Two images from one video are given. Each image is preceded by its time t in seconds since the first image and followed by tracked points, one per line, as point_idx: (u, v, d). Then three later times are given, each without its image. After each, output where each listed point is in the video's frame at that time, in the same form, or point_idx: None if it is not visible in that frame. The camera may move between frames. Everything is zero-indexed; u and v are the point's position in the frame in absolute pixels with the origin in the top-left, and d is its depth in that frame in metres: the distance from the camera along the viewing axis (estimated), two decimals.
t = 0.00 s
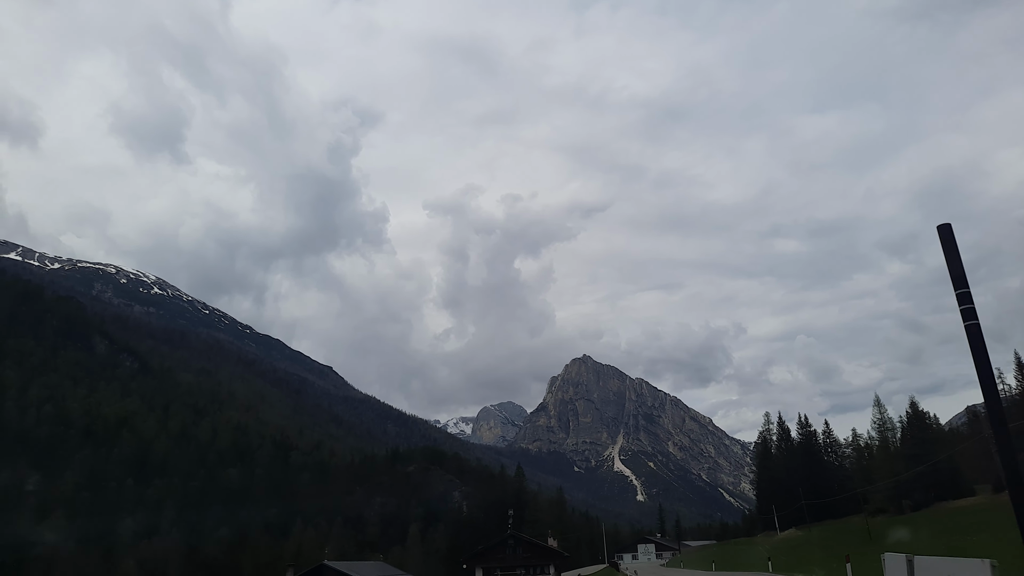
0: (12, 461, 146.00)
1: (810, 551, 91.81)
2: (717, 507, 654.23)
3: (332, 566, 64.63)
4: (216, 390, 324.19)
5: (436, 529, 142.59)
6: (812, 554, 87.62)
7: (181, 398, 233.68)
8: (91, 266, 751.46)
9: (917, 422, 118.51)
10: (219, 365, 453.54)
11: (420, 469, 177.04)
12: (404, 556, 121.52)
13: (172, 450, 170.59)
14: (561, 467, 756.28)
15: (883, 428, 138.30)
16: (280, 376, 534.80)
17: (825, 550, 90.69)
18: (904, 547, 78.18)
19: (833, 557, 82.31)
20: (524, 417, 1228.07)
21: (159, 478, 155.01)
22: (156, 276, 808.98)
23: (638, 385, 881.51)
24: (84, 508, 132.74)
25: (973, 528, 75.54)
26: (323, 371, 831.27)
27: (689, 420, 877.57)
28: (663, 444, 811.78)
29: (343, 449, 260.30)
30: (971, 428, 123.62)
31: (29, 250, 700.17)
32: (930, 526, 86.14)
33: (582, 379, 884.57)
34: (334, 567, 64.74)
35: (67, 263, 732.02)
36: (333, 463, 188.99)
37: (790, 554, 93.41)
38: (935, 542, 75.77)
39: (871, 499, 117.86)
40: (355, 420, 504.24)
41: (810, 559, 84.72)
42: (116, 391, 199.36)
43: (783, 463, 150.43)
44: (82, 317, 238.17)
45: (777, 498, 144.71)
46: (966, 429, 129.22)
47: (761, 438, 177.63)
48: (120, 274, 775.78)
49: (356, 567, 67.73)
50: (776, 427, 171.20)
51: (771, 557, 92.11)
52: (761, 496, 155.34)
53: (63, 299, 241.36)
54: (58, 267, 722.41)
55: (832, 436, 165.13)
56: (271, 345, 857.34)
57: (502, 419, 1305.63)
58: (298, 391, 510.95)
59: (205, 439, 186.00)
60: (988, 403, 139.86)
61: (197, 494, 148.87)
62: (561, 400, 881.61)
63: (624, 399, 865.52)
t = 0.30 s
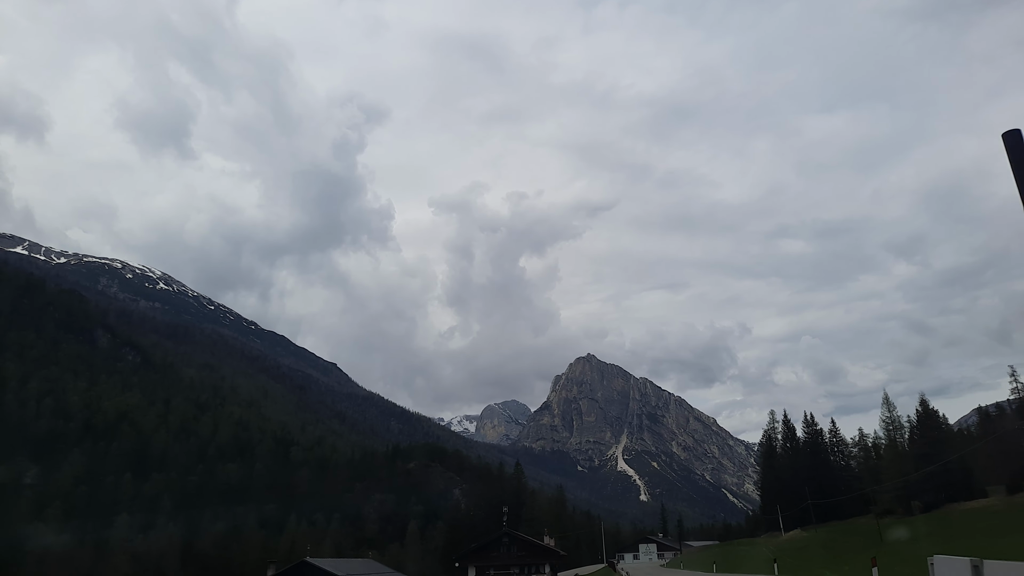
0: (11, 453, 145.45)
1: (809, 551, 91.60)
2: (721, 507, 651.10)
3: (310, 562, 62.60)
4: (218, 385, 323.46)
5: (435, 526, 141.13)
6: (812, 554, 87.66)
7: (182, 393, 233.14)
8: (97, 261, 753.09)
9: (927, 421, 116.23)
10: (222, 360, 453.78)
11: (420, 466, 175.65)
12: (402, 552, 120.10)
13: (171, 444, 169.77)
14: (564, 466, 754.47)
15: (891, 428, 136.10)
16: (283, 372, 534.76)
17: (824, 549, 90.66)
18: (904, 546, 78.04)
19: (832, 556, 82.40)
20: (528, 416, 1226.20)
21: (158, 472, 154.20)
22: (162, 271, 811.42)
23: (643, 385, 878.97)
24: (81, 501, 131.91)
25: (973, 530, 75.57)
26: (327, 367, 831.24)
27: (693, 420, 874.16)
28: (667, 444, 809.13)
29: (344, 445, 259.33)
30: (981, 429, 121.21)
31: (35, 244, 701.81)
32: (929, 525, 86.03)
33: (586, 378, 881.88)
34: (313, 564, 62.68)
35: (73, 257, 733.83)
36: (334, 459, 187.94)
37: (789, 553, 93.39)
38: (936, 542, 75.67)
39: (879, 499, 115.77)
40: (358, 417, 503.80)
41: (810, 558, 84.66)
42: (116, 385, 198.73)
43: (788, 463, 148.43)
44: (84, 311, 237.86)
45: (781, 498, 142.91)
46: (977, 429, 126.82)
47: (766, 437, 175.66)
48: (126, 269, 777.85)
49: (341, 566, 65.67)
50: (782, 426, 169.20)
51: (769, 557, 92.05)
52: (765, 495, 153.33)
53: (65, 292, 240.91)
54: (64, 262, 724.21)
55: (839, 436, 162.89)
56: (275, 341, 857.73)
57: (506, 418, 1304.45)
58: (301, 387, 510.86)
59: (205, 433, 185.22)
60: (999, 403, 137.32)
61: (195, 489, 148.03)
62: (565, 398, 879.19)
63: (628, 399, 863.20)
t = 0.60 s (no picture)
0: (8, 443, 144.63)
1: (807, 552, 90.05)
2: (723, 506, 649.33)
3: (289, 557, 62.52)
4: (219, 378, 322.80)
5: (433, 522, 139.79)
6: (810, 556, 86.13)
7: (183, 385, 232.52)
8: (102, 254, 754.81)
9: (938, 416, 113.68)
10: (225, 354, 453.74)
11: (419, 461, 174.37)
12: (398, 548, 118.80)
13: (169, 436, 168.82)
14: (566, 463, 753.25)
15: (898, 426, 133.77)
16: (286, 366, 534.53)
17: (822, 550, 89.21)
18: (904, 547, 76.53)
19: (830, 558, 80.90)
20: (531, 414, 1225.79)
21: (155, 464, 153.23)
22: (166, 264, 812.77)
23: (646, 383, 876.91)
24: (78, 491, 131.03)
25: (975, 532, 74.24)
26: (330, 362, 831.74)
27: (697, 419, 871.73)
28: (670, 443, 807.05)
29: (344, 440, 258.49)
30: (990, 428, 118.75)
31: (40, 236, 704.15)
32: (931, 527, 84.53)
33: (589, 375, 880.06)
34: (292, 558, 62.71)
35: (78, 250, 735.69)
36: (333, 453, 186.79)
37: (786, 554, 91.80)
38: (937, 543, 74.31)
39: (886, 499, 113.70)
40: (361, 411, 503.18)
41: (808, 559, 83.02)
42: (116, 376, 198.02)
43: (792, 461, 146.31)
44: (85, 301, 237.27)
45: (785, 497, 140.89)
46: (987, 428, 124.47)
47: (770, 434, 173.66)
48: (130, 261, 779.41)
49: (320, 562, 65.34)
50: (786, 423, 167.07)
51: (766, 557, 90.50)
52: (768, 494, 151.38)
53: (66, 282, 240.37)
54: (69, 254, 725.80)
55: (844, 434, 160.69)
56: (278, 336, 858.24)
57: (510, 415, 1304.05)
58: (303, 381, 510.64)
59: (204, 426, 184.39)
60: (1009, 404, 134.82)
61: (193, 481, 147.13)
62: (568, 396, 877.20)
63: (631, 397, 861.32)
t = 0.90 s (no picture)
0: (3, 437, 143.25)
1: (807, 551, 88.00)
2: (725, 504, 648.00)
3: (263, 553, 59.44)
4: (219, 373, 321.64)
5: (430, 519, 138.50)
6: (808, 554, 84.09)
7: (182, 379, 231.29)
8: (104, 249, 754.85)
9: (946, 412, 111.39)
10: (226, 349, 453.12)
11: (418, 457, 172.98)
12: (395, 545, 117.42)
13: (167, 430, 167.44)
14: (568, 460, 752.00)
15: (906, 422, 131.77)
16: (287, 362, 533.64)
17: (821, 550, 86.94)
18: (904, 547, 74.26)
19: (832, 556, 78.75)
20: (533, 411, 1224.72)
21: (151, 458, 151.93)
22: (168, 259, 812.43)
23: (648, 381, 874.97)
24: (72, 485, 129.70)
25: (979, 530, 71.84)
26: (332, 358, 831.60)
27: (699, 417, 869.97)
28: (673, 441, 805.33)
29: (344, 436, 257.34)
30: (999, 425, 116.52)
31: (43, 231, 704.23)
32: (933, 526, 82.21)
33: (592, 372, 877.99)
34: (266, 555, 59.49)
35: (81, 245, 735.87)
36: (331, 448, 185.40)
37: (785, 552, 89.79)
38: (938, 542, 72.00)
39: (893, 498, 111.63)
40: (362, 408, 502.27)
41: (806, 558, 81.04)
42: (114, 370, 196.68)
43: (797, 458, 144.32)
44: (85, 295, 236.03)
45: (788, 494, 138.88)
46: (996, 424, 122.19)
47: (774, 430, 171.64)
48: (133, 256, 779.49)
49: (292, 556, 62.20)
50: (790, 419, 165.11)
51: (763, 555, 88.40)
52: (771, 491, 149.51)
53: (66, 276, 239.08)
54: (72, 249, 725.92)
55: (849, 430, 158.67)
56: (281, 331, 857.96)
57: (512, 412, 1302.99)
58: (305, 377, 509.83)
59: (202, 421, 183.07)
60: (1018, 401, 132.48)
61: (189, 476, 145.83)
62: (570, 393, 875.31)
63: (633, 394, 859.71)
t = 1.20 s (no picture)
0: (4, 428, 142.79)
1: (808, 550, 86.47)
2: (730, 502, 646.10)
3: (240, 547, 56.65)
4: (223, 366, 321.26)
5: (431, 513, 137.51)
6: (805, 555, 81.80)
7: (185, 372, 230.79)
8: (110, 242, 756.74)
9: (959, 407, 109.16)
10: (230, 342, 453.38)
11: (420, 451, 171.99)
12: (395, 539, 116.44)
13: (168, 422, 166.65)
14: (573, 457, 750.55)
15: (916, 418, 129.57)
16: (292, 356, 533.97)
17: (820, 549, 85.39)
18: (904, 547, 72.63)
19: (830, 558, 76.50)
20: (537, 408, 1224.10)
21: (151, 450, 151.25)
22: (174, 253, 814.16)
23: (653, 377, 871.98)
24: (72, 476, 128.96)
25: (982, 529, 70.65)
26: (337, 353, 832.38)
27: (704, 414, 867.26)
28: (677, 438, 803.04)
29: (346, 429, 256.76)
30: (1011, 421, 114.29)
31: (49, 224, 706.78)
32: (933, 526, 80.79)
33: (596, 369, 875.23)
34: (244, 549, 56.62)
35: (87, 238, 737.89)
36: (332, 442, 184.47)
37: (781, 552, 87.50)
38: (939, 543, 70.36)
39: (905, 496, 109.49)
40: (366, 402, 502.03)
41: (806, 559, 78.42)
42: (116, 362, 196.11)
43: (803, 454, 142.47)
44: (87, 287, 235.58)
45: (794, 491, 137.15)
46: (1009, 421, 119.90)
47: (780, 425, 169.59)
48: (139, 250, 781.68)
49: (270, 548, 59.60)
50: (796, 414, 163.14)
51: (761, 555, 86.35)
52: (776, 487, 147.80)
53: (68, 268, 238.53)
54: (78, 242, 727.96)
55: (856, 426, 156.68)
56: (286, 326, 859.05)
57: (516, 409, 1302.17)
58: (309, 371, 509.91)
59: (203, 413, 182.36)
60: None
61: (188, 468, 145.17)
62: (575, 389, 873.07)
63: (638, 391, 857.53)
